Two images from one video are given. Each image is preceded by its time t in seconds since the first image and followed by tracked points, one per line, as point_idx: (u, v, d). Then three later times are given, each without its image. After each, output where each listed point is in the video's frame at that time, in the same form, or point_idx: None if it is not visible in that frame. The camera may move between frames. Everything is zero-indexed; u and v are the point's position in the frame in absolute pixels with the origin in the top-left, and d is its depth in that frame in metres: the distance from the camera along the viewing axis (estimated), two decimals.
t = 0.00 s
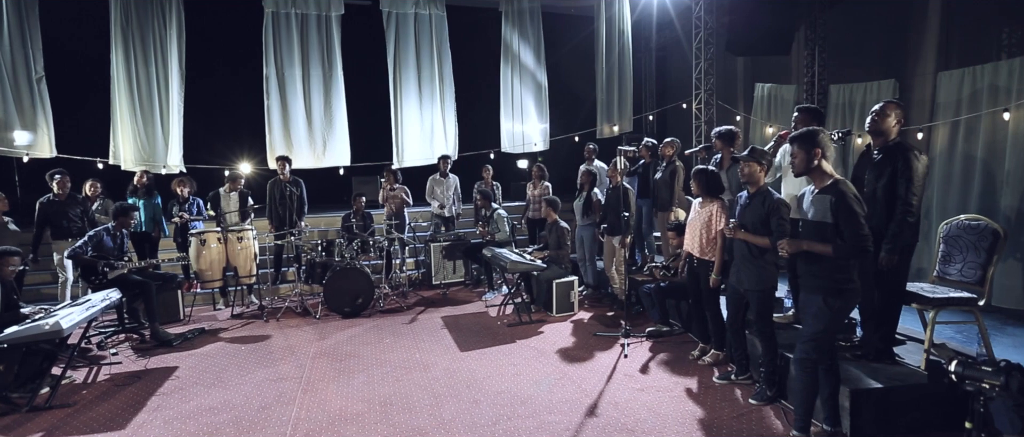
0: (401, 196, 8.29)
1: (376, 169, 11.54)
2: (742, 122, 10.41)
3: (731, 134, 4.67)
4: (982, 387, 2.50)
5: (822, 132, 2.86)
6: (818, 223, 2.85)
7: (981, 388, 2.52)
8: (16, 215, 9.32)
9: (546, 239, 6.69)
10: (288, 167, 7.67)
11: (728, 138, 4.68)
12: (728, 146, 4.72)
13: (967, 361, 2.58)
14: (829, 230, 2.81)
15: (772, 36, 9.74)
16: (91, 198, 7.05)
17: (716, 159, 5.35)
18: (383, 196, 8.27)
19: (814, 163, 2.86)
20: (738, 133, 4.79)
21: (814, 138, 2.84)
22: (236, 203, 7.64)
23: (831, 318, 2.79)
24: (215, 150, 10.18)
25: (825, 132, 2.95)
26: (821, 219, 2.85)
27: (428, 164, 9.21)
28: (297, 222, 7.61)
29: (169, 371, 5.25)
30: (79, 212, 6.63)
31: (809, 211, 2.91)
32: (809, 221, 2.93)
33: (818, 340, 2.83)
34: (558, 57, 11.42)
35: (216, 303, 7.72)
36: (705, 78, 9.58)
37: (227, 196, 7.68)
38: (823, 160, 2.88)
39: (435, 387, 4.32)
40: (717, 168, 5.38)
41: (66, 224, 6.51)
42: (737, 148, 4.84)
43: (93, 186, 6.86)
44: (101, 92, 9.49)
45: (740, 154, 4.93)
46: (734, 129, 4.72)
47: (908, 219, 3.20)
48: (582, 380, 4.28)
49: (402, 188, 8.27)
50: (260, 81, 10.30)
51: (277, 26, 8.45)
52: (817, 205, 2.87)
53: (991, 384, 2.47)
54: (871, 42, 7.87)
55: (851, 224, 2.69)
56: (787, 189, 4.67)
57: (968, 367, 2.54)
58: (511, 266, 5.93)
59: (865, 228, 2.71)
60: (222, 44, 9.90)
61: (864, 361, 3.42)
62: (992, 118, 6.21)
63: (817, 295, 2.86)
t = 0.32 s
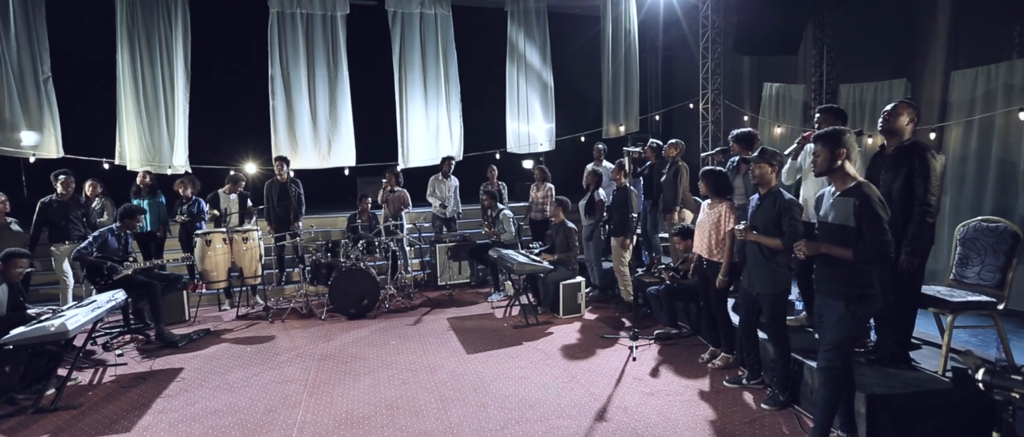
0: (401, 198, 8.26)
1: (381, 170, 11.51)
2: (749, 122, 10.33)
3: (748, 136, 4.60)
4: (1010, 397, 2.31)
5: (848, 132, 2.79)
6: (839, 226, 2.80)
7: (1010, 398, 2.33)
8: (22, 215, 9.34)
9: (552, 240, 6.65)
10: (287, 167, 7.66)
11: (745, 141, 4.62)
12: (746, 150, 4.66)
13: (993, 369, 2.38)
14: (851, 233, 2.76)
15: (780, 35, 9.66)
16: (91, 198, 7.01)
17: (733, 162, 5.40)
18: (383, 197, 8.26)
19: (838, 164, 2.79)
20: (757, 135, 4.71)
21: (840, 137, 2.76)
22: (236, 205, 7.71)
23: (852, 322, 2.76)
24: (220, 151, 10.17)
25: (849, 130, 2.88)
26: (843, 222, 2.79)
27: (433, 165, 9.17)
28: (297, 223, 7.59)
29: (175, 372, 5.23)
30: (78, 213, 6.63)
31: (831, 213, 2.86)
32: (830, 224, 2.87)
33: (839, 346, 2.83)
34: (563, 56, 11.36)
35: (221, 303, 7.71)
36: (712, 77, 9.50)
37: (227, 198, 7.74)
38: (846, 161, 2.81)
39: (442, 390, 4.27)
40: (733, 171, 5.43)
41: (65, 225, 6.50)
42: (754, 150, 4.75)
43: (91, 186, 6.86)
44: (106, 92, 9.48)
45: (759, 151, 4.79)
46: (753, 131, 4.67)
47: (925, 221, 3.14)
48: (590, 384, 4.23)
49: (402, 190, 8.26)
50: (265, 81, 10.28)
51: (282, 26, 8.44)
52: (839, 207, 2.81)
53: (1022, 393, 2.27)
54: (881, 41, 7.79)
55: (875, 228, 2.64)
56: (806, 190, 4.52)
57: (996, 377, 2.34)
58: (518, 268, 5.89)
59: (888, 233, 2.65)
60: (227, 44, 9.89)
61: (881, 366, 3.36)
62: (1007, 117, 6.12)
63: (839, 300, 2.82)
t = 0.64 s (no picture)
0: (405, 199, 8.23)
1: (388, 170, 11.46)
2: (760, 121, 10.19)
3: (765, 136, 4.54)
4: None
5: (875, 134, 2.71)
6: (864, 231, 2.73)
7: None
8: (31, 215, 9.37)
9: (562, 241, 6.58)
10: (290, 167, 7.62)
11: (761, 141, 4.55)
12: (761, 150, 4.60)
13: None
14: (877, 239, 2.68)
15: (793, 33, 9.52)
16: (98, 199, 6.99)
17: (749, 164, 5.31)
18: (388, 198, 8.22)
19: (865, 167, 2.71)
20: (772, 136, 4.65)
21: (868, 139, 2.69)
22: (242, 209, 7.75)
23: (876, 330, 2.68)
24: (228, 150, 10.16)
25: (877, 132, 2.81)
26: (868, 227, 2.71)
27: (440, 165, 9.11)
28: (300, 224, 7.56)
29: (182, 373, 5.20)
30: (84, 214, 6.60)
31: (856, 217, 2.78)
32: (854, 228, 2.79)
33: (860, 353, 2.75)
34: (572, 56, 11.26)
35: (229, 303, 7.69)
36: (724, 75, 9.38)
37: (233, 202, 7.78)
38: (873, 164, 2.73)
39: (452, 394, 4.21)
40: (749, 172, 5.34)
41: (71, 226, 6.46)
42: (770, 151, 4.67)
43: (99, 187, 6.80)
44: (115, 92, 9.49)
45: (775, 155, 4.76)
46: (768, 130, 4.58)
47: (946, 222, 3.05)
48: (602, 388, 4.16)
49: (407, 191, 8.23)
50: (273, 80, 10.25)
51: (290, 25, 8.40)
52: (863, 211, 2.74)
53: None
54: (898, 39, 7.64)
55: (902, 234, 2.56)
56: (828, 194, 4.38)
57: None
58: (527, 269, 5.82)
59: (916, 240, 2.57)
60: (235, 43, 9.87)
61: (903, 372, 3.26)
62: None
63: (863, 305, 2.74)
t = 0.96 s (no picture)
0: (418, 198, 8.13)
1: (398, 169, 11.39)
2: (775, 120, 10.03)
3: (781, 133, 4.42)
4: None
5: (911, 131, 2.60)
6: (895, 233, 2.61)
7: None
8: (43, 214, 9.40)
9: (574, 242, 6.49)
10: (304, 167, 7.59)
11: (776, 138, 4.41)
12: (776, 148, 4.46)
13: None
14: (908, 242, 2.57)
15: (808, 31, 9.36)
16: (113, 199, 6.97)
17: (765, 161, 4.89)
18: (401, 196, 8.11)
19: (899, 166, 2.60)
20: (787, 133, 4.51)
21: (905, 137, 2.58)
22: (255, 205, 7.57)
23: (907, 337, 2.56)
24: (238, 150, 10.14)
25: (912, 130, 2.69)
26: (899, 229, 2.59)
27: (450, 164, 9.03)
28: (312, 224, 7.53)
29: (192, 375, 5.16)
30: (98, 212, 6.58)
31: (886, 218, 2.66)
32: (884, 230, 2.67)
33: (894, 364, 2.66)
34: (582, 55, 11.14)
35: (238, 304, 7.66)
36: (737, 74, 9.25)
37: (246, 197, 7.59)
38: (908, 164, 2.62)
39: (465, 399, 4.14)
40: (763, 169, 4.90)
41: (87, 225, 6.43)
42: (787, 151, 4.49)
43: (114, 185, 6.79)
44: (126, 92, 9.49)
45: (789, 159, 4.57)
46: (785, 127, 4.45)
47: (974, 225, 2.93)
48: (618, 394, 4.07)
49: (420, 189, 8.13)
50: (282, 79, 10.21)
51: (300, 24, 8.35)
52: (895, 212, 2.62)
53: None
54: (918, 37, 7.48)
55: (937, 237, 2.45)
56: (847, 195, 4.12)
57: None
58: (540, 271, 5.73)
59: (950, 242, 2.46)
60: (243, 42, 9.82)
61: (934, 381, 3.15)
62: None
63: (893, 311, 2.63)
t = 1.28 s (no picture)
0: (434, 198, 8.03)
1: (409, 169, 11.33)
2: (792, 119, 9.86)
3: (794, 137, 4.29)
4: None
5: (955, 130, 2.48)
6: (937, 238, 2.48)
7: None
8: (56, 214, 9.42)
9: (589, 243, 6.39)
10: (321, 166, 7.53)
11: (792, 142, 4.28)
12: (792, 150, 4.33)
13: None
14: (952, 246, 2.44)
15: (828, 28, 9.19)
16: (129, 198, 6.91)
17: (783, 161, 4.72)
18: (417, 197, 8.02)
19: (943, 166, 2.48)
20: (802, 134, 4.37)
21: (948, 136, 2.46)
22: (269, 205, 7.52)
23: (951, 347, 2.43)
24: (249, 150, 10.13)
25: (956, 128, 2.57)
26: (943, 233, 2.47)
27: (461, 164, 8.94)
28: (330, 222, 7.43)
29: (203, 378, 5.10)
30: (115, 211, 6.54)
31: (928, 222, 2.54)
32: (925, 234, 2.55)
33: (931, 373, 2.50)
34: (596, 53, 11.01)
35: (249, 304, 7.61)
36: (753, 72, 9.12)
37: (261, 198, 7.54)
38: (952, 164, 2.49)
39: (480, 405, 4.05)
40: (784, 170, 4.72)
41: (105, 225, 6.40)
42: (804, 150, 4.42)
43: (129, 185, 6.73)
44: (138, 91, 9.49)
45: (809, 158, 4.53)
46: (800, 130, 4.32)
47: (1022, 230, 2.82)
48: (637, 401, 3.97)
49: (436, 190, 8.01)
50: (293, 79, 10.16)
51: (310, 22, 8.29)
52: (939, 215, 2.49)
53: None
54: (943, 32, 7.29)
55: (984, 241, 2.33)
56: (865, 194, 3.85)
57: None
58: (554, 273, 5.63)
59: (999, 247, 2.33)
60: (253, 41, 9.77)
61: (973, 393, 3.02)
62: None
63: (933, 319, 2.49)
